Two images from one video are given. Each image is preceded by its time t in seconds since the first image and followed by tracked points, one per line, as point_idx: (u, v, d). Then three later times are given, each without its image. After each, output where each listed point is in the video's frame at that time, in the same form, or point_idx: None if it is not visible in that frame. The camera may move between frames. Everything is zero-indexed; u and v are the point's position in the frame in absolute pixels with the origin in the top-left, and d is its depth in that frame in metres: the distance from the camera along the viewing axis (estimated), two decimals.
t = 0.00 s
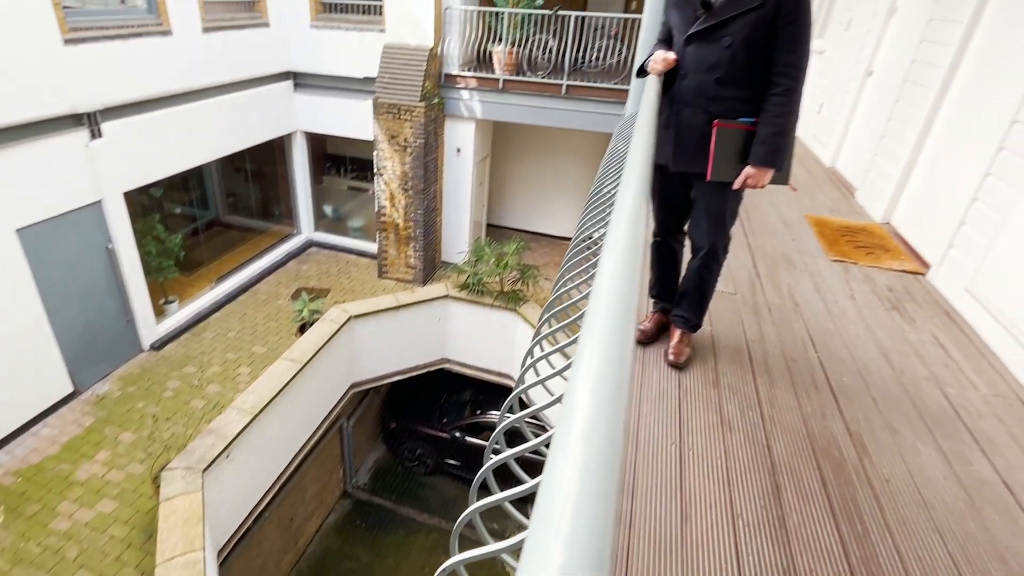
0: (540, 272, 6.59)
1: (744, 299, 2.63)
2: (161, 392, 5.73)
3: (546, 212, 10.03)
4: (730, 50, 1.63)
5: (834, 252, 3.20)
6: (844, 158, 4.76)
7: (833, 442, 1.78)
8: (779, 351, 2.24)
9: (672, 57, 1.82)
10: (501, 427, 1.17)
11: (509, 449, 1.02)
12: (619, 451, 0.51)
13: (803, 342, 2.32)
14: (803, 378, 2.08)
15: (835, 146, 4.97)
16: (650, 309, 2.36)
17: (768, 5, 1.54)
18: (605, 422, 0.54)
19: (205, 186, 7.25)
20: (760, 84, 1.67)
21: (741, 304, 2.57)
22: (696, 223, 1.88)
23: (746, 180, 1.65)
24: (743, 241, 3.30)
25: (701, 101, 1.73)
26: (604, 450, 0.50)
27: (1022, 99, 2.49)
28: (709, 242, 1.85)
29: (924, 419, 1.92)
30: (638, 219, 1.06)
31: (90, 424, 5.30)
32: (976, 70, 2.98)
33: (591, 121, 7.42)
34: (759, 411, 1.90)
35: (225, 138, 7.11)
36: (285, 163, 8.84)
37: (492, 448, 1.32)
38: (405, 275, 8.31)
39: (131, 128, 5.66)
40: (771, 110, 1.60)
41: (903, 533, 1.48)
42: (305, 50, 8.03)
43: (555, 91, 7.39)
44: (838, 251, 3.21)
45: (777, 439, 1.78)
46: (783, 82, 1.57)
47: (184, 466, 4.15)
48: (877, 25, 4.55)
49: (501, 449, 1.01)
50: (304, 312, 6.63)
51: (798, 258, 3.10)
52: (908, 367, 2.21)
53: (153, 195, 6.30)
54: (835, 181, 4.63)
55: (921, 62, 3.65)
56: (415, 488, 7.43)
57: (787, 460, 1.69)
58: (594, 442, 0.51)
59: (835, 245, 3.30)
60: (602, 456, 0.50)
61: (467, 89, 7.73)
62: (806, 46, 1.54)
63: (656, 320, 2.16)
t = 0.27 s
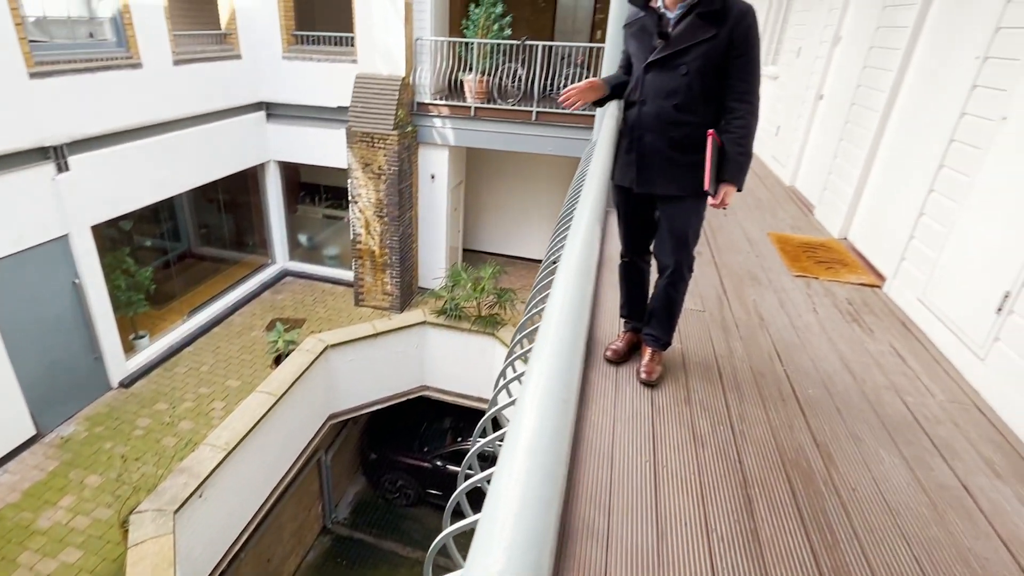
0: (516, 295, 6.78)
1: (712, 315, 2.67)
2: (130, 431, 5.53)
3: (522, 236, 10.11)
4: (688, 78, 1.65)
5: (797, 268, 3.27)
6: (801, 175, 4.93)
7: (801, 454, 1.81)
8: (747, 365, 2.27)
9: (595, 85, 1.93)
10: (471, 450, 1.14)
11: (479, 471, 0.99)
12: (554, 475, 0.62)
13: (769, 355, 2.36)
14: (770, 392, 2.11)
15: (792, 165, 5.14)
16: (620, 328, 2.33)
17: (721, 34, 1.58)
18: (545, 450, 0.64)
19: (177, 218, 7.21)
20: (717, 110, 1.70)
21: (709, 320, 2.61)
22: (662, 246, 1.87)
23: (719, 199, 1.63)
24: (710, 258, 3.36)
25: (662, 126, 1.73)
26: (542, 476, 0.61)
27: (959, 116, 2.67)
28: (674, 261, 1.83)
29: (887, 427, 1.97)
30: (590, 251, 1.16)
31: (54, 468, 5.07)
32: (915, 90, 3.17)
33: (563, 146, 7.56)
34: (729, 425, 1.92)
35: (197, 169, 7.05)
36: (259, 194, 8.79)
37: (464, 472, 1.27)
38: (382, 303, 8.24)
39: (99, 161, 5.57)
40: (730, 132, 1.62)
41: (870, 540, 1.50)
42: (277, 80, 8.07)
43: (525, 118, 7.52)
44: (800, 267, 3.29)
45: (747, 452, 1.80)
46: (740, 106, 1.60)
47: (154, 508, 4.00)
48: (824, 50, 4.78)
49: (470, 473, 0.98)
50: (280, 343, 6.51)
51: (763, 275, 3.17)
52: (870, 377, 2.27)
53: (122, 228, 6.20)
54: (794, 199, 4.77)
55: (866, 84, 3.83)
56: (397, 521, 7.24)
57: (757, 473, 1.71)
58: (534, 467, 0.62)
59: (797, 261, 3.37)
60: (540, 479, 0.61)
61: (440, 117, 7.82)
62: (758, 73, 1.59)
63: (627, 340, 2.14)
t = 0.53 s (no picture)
0: (493, 319, 6.92)
1: (683, 333, 2.70)
2: (97, 473, 5.31)
3: (498, 261, 10.15)
4: (650, 104, 1.70)
5: (763, 284, 3.35)
6: (763, 195, 5.07)
7: (773, 468, 1.82)
8: (718, 382, 2.29)
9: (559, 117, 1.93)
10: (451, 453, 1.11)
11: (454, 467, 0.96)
12: (513, 495, 0.56)
13: (739, 371, 2.39)
14: (742, 407, 2.13)
15: (755, 185, 5.29)
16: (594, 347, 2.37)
17: (679, 63, 1.63)
18: (504, 466, 0.58)
19: (148, 250, 7.11)
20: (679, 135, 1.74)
21: (680, 338, 2.64)
22: (632, 266, 1.90)
23: (692, 219, 1.66)
24: (680, 277, 3.41)
25: (626, 150, 1.76)
26: (500, 495, 0.55)
27: (903, 137, 2.83)
28: (643, 280, 1.87)
29: (854, 437, 2.01)
30: (556, 259, 1.12)
31: (15, 515, 4.80)
32: (862, 112, 3.33)
33: (537, 171, 7.67)
34: (702, 442, 1.92)
35: (168, 200, 6.95)
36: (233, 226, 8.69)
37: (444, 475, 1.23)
38: (359, 331, 8.13)
39: (67, 193, 5.47)
40: (694, 154, 1.66)
41: (843, 552, 1.51)
42: (249, 111, 8.06)
43: (498, 143, 7.63)
44: (766, 283, 3.36)
45: (721, 467, 1.81)
46: (700, 131, 1.65)
47: (122, 553, 3.82)
48: (779, 76, 4.98)
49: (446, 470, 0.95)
50: (254, 375, 6.37)
51: (732, 292, 3.23)
52: (836, 388, 2.32)
53: (90, 261, 6.07)
54: (758, 218, 4.90)
55: (818, 106, 4.00)
56: (379, 556, 6.97)
57: (732, 489, 1.72)
58: (491, 488, 0.55)
59: (763, 277, 3.45)
60: (497, 501, 0.54)
61: (414, 143, 7.88)
62: (717, 99, 1.65)
63: (601, 359, 2.17)
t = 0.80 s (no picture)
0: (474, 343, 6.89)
1: (659, 350, 2.72)
2: (63, 514, 5.08)
3: (477, 284, 10.16)
4: (618, 127, 1.73)
5: (736, 299, 3.41)
6: (733, 214, 5.18)
7: (752, 483, 1.83)
8: (696, 398, 2.31)
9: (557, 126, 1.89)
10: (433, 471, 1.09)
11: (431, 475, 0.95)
12: (489, 499, 0.54)
13: (716, 387, 2.41)
14: (719, 423, 2.15)
15: (724, 204, 5.41)
16: (573, 367, 2.37)
17: (644, 88, 1.67)
18: (480, 469, 0.56)
19: (120, 281, 6.95)
20: (646, 157, 1.78)
21: (656, 355, 2.66)
22: (607, 286, 1.92)
23: (643, 241, 1.77)
24: (655, 296, 3.45)
25: (596, 172, 1.80)
26: (475, 498, 0.52)
27: (860, 156, 2.94)
28: (618, 299, 1.89)
29: (828, 448, 2.03)
30: (529, 269, 1.11)
31: None
32: (821, 132, 3.45)
33: (514, 194, 7.74)
34: (682, 458, 1.92)
35: (141, 230, 6.83)
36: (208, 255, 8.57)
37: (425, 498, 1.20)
38: (338, 357, 8.03)
39: (36, 225, 5.35)
40: (658, 177, 1.71)
41: (823, 564, 1.52)
42: (225, 138, 8.02)
43: (475, 167, 7.70)
44: (739, 299, 3.42)
45: (702, 483, 1.81)
46: (666, 154, 1.69)
47: None
48: (743, 99, 5.14)
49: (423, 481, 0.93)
50: (231, 406, 6.23)
51: (707, 309, 3.27)
52: (809, 401, 2.35)
53: (59, 293, 5.93)
54: (729, 235, 5.00)
55: (780, 127, 4.13)
56: None
57: (712, 505, 1.72)
58: (466, 493, 0.53)
59: (735, 293, 3.52)
60: (473, 504, 0.52)
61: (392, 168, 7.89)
62: (681, 123, 1.69)
63: (581, 379, 2.17)
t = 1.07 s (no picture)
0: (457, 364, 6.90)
1: (640, 367, 2.74)
2: (31, 554, 4.85)
3: (459, 305, 10.14)
4: (593, 148, 1.76)
5: (713, 315, 3.45)
6: (708, 231, 5.26)
7: (733, 496, 1.84)
8: (676, 413, 2.32)
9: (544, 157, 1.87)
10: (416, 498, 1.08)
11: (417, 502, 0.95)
12: (464, 510, 0.54)
13: (696, 402, 2.43)
14: (700, 437, 2.16)
15: (699, 222, 5.50)
16: (555, 386, 2.37)
17: (616, 111, 1.72)
18: (456, 482, 0.56)
19: (94, 310, 6.85)
20: (620, 176, 1.81)
21: (637, 372, 2.68)
22: (586, 304, 1.92)
23: (620, 259, 1.79)
24: (634, 313, 3.47)
25: (573, 193, 1.82)
26: (451, 509, 0.52)
27: (825, 174, 3.03)
28: (597, 317, 1.90)
29: (806, 460, 2.05)
30: (505, 285, 1.11)
31: None
32: (788, 151, 3.55)
33: (495, 215, 7.79)
34: (664, 474, 1.93)
35: (117, 256, 6.71)
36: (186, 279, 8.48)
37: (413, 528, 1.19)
38: (319, 382, 7.90)
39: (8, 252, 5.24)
40: (632, 196, 1.75)
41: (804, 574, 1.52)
42: (202, 162, 7.97)
43: (455, 189, 7.74)
44: (715, 314, 3.47)
45: (684, 497, 1.82)
46: (639, 173, 1.73)
47: None
48: (713, 120, 5.27)
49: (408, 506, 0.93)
50: (209, 434, 6.11)
51: (684, 325, 3.31)
52: (786, 413, 2.38)
53: (29, 322, 5.80)
54: (704, 252, 5.08)
55: (750, 147, 4.24)
56: None
57: (694, 520, 1.72)
58: (441, 504, 0.53)
59: (712, 309, 3.56)
60: (449, 514, 0.52)
61: (372, 191, 7.87)
62: (653, 144, 1.74)
63: (563, 398, 2.17)
